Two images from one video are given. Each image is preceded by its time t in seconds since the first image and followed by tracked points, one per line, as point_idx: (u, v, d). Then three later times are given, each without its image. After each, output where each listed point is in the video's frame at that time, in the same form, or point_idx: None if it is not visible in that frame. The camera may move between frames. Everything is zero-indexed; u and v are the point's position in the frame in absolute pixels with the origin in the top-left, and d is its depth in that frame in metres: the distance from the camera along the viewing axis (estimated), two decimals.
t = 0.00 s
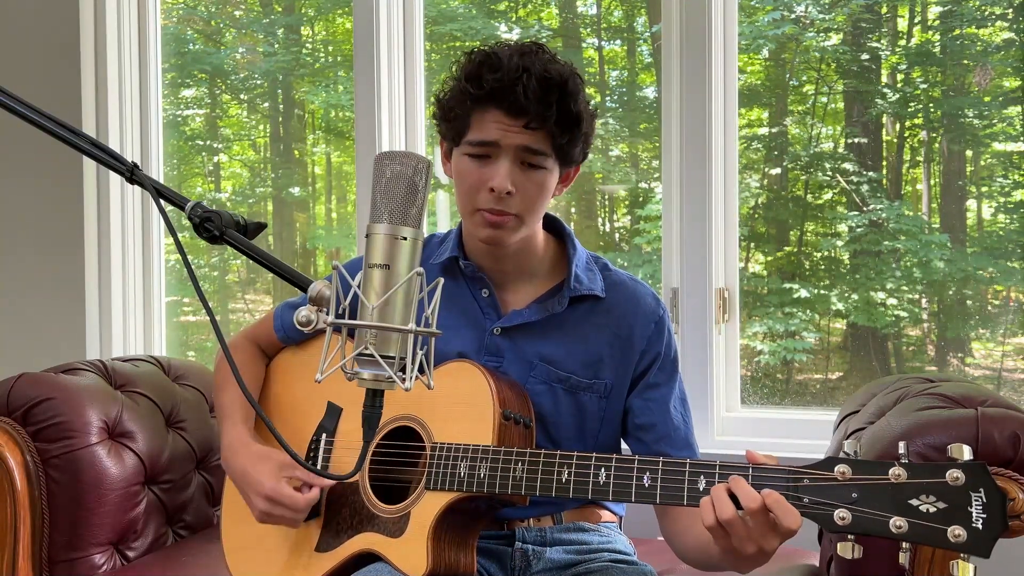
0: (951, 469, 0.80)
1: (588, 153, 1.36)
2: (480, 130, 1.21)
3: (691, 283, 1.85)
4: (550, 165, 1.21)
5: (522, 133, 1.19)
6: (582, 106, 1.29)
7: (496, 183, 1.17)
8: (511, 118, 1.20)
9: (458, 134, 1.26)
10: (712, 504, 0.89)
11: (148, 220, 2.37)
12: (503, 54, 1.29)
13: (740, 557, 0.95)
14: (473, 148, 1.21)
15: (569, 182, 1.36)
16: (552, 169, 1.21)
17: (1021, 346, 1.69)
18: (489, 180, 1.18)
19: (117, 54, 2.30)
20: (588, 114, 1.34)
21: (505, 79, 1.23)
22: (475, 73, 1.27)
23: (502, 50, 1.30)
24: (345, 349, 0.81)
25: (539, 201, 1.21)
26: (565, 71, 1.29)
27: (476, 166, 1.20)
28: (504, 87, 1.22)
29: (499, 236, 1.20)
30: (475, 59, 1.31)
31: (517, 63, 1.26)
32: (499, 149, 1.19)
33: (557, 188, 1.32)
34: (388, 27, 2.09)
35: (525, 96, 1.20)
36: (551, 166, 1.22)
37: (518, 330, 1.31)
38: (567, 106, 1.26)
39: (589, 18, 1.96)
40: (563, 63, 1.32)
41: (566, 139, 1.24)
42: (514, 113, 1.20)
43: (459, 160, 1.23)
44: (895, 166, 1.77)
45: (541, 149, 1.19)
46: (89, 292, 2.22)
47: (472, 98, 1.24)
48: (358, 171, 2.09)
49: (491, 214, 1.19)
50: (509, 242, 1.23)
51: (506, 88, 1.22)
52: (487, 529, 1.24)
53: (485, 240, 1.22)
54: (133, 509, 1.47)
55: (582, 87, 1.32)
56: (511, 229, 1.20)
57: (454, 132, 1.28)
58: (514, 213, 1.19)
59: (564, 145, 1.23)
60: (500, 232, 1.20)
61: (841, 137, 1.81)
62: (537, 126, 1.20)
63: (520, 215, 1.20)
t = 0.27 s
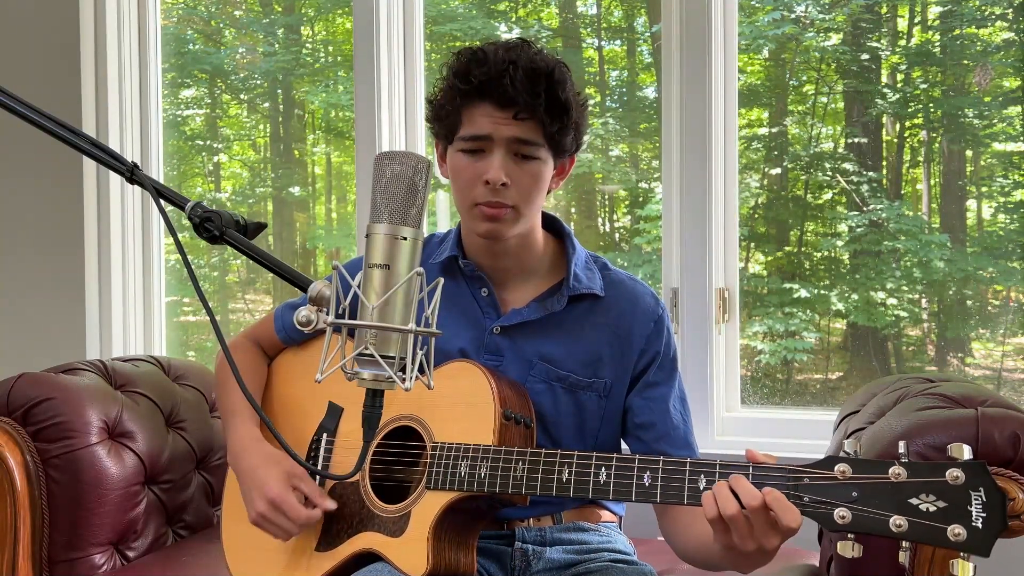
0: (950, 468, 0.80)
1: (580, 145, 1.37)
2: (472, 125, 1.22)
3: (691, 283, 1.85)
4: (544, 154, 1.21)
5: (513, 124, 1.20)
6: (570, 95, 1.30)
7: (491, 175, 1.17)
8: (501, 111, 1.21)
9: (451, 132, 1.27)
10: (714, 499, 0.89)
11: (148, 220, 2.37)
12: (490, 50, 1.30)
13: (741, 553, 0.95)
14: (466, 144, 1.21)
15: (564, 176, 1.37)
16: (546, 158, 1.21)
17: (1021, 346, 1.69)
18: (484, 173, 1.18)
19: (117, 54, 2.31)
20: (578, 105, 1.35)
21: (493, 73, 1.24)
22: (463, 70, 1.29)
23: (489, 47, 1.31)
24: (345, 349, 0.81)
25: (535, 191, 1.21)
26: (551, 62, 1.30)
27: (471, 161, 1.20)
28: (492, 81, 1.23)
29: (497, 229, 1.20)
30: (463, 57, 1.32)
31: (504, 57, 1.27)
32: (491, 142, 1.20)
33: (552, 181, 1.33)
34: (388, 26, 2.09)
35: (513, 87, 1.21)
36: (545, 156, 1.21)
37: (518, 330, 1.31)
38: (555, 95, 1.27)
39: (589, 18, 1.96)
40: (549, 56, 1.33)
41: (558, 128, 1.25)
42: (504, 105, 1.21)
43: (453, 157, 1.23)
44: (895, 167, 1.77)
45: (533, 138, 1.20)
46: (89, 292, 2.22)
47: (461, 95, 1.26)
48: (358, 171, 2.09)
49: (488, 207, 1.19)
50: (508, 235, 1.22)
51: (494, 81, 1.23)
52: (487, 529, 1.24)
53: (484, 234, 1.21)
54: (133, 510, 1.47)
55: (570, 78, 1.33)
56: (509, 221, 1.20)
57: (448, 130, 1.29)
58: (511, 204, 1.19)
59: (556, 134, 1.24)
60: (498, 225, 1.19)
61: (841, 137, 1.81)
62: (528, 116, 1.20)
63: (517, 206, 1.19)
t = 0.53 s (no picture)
0: (948, 465, 0.80)
1: (578, 144, 1.37)
2: (468, 124, 1.22)
3: (691, 283, 1.85)
4: (541, 154, 1.21)
5: (510, 124, 1.20)
6: (567, 95, 1.30)
7: (488, 174, 1.17)
8: (498, 110, 1.21)
9: (449, 132, 1.27)
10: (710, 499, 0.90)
11: (148, 220, 2.37)
12: (486, 50, 1.30)
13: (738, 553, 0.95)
14: (463, 143, 1.21)
15: (560, 175, 1.36)
16: (543, 158, 1.21)
17: (1021, 346, 1.69)
18: (481, 173, 1.18)
19: (117, 54, 2.31)
20: (574, 105, 1.35)
21: (490, 73, 1.24)
22: (460, 69, 1.29)
23: (485, 47, 1.31)
24: (345, 349, 0.81)
25: (532, 190, 1.21)
26: (548, 62, 1.30)
27: (468, 160, 1.20)
28: (490, 80, 1.23)
29: (495, 229, 1.20)
30: (460, 58, 1.32)
31: (500, 57, 1.27)
32: (488, 141, 1.20)
33: (550, 181, 1.33)
34: (388, 26, 2.09)
35: (510, 87, 1.21)
36: (542, 156, 1.22)
37: (517, 329, 1.31)
38: (552, 95, 1.27)
39: (589, 18, 1.96)
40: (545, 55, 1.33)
41: (555, 128, 1.25)
42: (501, 105, 1.21)
43: (450, 156, 1.23)
44: (895, 166, 1.77)
45: (530, 138, 1.20)
46: (89, 292, 2.22)
47: (459, 95, 1.25)
48: (358, 171, 2.09)
49: (485, 207, 1.19)
50: (505, 235, 1.22)
51: (492, 81, 1.23)
52: (486, 529, 1.24)
53: (481, 234, 1.21)
54: (133, 510, 1.47)
55: (566, 77, 1.34)
56: (506, 221, 1.20)
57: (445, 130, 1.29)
58: (508, 204, 1.19)
59: (553, 133, 1.24)
60: (495, 224, 1.19)
61: (841, 137, 1.81)
62: (525, 115, 1.20)
63: (514, 206, 1.19)
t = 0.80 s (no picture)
0: (947, 462, 0.80)
1: (579, 147, 1.36)
2: (469, 130, 1.21)
3: (690, 283, 1.85)
4: (542, 160, 1.21)
5: (511, 129, 1.20)
6: (567, 98, 1.30)
7: (490, 181, 1.17)
8: (498, 116, 1.21)
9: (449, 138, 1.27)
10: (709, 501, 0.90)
11: (148, 220, 2.37)
12: (485, 55, 1.30)
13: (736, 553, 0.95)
14: (463, 150, 1.21)
15: (561, 177, 1.36)
16: (544, 163, 1.21)
17: (1021, 346, 1.69)
18: (483, 179, 1.18)
19: (117, 54, 2.31)
20: (575, 106, 1.35)
21: (489, 78, 1.24)
22: (460, 75, 1.28)
23: (484, 51, 1.31)
24: (345, 349, 0.81)
25: (534, 196, 1.21)
26: (548, 65, 1.30)
27: (469, 166, 1.20)
28: (490, 86, 1.23)
29: (497, 235, 1.20)
30: (458, 62, 1.32)
31: (500, 61, 1.27)
32: (489, 147, 1.20)
33: (550, 183, 1.33)
34: (388, 26, 2.09)
35: (511, 92, 1.21)
36: (544, 161, 1.21)
37: (517, 330, 1.31)
38: (552, 98, 1.27)
39: (589, 18, 1.96)
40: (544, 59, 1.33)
41: (556, 132, 1.25)
42: (502, 110, 1.21)
43: (450, 162, 1.23)
44: (895, 166, 1.77)
45: (531, 144, 1.20)
46: (89, 292, 2.22)
47: (458, 100, 1.25)
48: (358, 171, 2.09)
49: (487, 213, 1.19)
50: (507, 242, 1.22)
51: (492, 87, 1.23)
52: (486, 529, 1.24)
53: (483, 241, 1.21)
54: (133, 509, 1.47)
55: (567, 80, 1.34)
56: (508, 228, 1.20)
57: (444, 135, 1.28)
58: (510, 210, 1.19)
59: (554, 138, 1.24)
60: (497, 231, 1.19)
61: (842, 137, 1.81)
62: (525, 121, 1.20)
63: (516, 212, 1.19)
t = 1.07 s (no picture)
0: (949, 468, 0.80)
1: (579, 147, 1.36)
2: (468, 135, 1.21)
3: (690, 283, 1.85)
4: (544, 162, 1.21)
5: (511, 134, 1.19)
6: (566, 98, 1.30)
7: (493, 187, 1.17)
8: (497, 120, 1.20)
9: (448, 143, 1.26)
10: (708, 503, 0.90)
11: (148, 220, 2.37)
12: (482, 58, 1.30)
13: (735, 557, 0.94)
14: (464, 155, 1.21)
15: (562, 178, 1.36)
16: (546, 165, 1.21)
17: (1020, 346, 1.69)
18: (485, 185, 1.18)
19: (117, 54, 2.31)
20: (574, 106, 1.35)
21: (488, 82, 1.23)
22: (457, 80, 1.28)
23: (481, 54, 1.31)
24: (345, 349, 0.81)
25: (536, 199, 1.21)
26: (546, 66, 1.30)
27: (470, 173, 1.20)
28: (488, 91, 1.22)
29: (502, 241, 1.20)
30: (455, 66, 1.31)
31: (497, 65, 1.27)
32: (490, 153, 1.20)
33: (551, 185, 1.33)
34: (388, 26, 2.09)
35: (510, 96, 1.21)
36: (545, 163, 1.21)
37: (518, 330, 1.31)
38: (551, 100, 1.27)
39: (589, 18, 1.96)
40: (541, 59, 1.33)
41: (556, 133, 1.24)
42: (501, 114, 1.20)
43: (451, 169, 1.23)
44: (895, 166, 1.77)
45: (532, 147, 1.20)
46: (89, 292, 2.22)
47: (457, 106, 1.24)
48: (358, 171, 2.09)
49: (491, 219, 1.19)
50: (512, 246, 1.22)
51: (490, 91, 1.22)
52: (486, 530, 1.24)
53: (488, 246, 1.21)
54: (133, 509, 1.47)
55: (564, 80, 1.33)
56: (513, 233, 1.20)
57: (443, 140, 1.28)
58: (514, 215, 1.19)
59: (554, 139, 1.24)
60: (501, 237, 1.20)
61: (841, 137, 1.81)
62: (526, 124, 1.20)
63: (520, 216, 1.20)
